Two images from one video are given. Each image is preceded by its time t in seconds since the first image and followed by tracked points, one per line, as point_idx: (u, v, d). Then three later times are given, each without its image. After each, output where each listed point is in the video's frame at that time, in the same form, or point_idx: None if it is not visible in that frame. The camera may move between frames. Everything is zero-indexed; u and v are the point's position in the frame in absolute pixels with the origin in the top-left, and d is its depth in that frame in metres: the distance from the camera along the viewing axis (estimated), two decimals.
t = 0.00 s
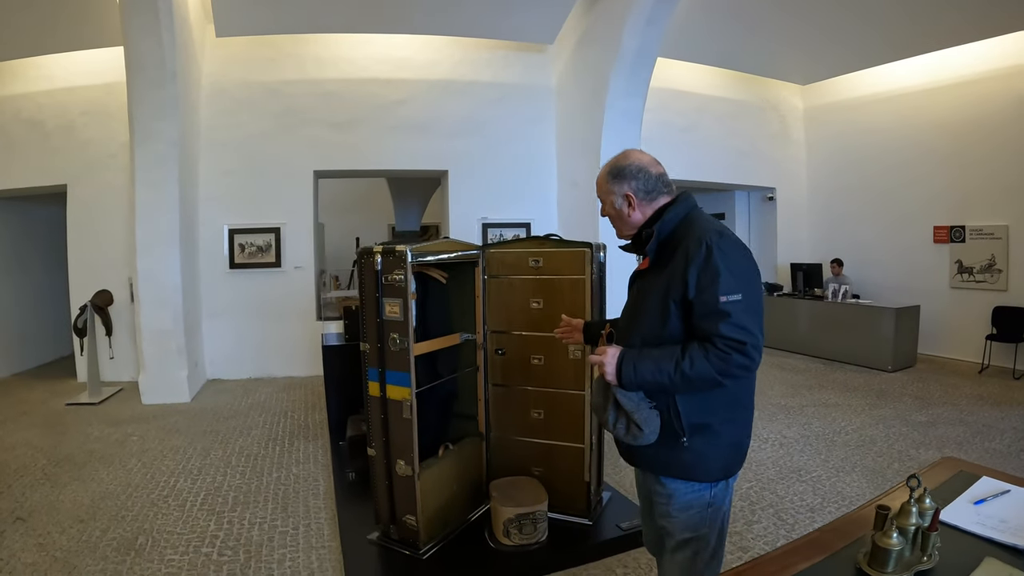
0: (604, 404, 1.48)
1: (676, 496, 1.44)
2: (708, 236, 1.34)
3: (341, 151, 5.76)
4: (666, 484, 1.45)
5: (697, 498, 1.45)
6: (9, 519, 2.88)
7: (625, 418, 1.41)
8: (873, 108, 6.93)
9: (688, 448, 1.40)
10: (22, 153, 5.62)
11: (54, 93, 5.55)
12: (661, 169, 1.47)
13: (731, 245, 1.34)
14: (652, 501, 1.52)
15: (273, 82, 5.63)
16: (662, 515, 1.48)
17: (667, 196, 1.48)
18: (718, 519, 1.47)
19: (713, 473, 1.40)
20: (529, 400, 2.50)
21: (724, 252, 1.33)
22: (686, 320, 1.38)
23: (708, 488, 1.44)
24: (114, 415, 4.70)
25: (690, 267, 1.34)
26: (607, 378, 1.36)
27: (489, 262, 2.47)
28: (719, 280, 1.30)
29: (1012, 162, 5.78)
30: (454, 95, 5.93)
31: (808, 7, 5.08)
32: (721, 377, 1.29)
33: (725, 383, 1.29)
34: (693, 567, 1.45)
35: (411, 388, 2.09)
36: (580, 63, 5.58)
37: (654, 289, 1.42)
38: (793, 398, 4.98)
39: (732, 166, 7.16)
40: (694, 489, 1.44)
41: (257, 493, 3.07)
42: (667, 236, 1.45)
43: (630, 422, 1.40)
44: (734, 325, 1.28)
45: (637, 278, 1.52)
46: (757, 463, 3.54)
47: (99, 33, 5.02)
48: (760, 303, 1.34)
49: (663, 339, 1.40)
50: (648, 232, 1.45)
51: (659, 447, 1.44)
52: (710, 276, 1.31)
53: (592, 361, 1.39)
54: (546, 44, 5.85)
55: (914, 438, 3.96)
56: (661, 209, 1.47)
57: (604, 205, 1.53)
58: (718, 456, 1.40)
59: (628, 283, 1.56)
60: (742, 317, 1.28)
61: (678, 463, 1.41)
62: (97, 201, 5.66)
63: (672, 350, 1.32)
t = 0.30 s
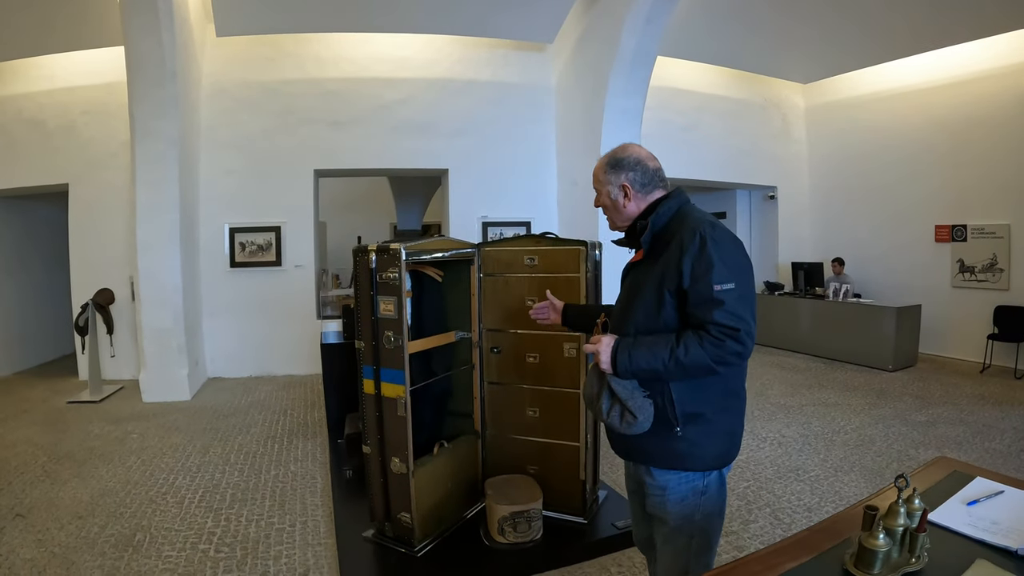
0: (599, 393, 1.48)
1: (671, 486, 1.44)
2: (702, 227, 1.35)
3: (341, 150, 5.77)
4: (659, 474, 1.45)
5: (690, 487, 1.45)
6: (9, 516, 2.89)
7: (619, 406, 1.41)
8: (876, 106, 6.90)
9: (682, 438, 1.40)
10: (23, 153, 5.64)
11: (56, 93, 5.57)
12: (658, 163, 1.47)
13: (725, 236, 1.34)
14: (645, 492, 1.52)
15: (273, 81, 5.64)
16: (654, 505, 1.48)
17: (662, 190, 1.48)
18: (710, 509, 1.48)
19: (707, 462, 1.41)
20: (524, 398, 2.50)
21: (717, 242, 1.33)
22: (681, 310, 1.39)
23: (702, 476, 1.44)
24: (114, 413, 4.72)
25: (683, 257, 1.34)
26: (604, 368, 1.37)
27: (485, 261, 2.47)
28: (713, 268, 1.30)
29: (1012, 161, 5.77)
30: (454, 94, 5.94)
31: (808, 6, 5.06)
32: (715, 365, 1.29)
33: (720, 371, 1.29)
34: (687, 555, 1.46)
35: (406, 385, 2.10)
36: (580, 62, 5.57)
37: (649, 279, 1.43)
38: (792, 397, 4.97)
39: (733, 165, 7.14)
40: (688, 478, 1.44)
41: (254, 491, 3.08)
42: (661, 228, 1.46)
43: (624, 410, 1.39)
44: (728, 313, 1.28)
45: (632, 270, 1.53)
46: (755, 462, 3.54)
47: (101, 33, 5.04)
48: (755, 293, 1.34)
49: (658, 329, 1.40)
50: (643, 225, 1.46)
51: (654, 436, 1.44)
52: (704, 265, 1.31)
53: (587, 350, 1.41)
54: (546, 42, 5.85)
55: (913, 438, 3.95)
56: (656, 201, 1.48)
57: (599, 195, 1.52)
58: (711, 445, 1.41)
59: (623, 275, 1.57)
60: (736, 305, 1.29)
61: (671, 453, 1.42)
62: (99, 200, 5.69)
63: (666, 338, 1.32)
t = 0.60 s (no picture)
0: (595, 397, 1.48)
1: (665, 484, 1.45)
2: (704, 234, 1.34)
3: (341, 150, 5.78)
4: (654, 472, 1.46)
5: (685, 486, 1.45)
6: (10, 513, 2.90)
7: (615, 411, 1.41)
8: (878, 104, 6.87)
9: (677, 439, 1.41)
10: (25, 152, 5.66)
11: (58, 93, 5.59)
12: (661, 161, 1.46)
13: (727, 244, 1.34)
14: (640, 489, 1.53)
15: (274, 81, 5.65)
16: (651, 502, 1.49)
17: (664, 188, 1.48)
18: (707, 509, 1.48)
19: (702, 462, 1.42)
20: (521, 398, 2.50)
21: (719, 250, 1.32)
22: (680, 317, 1.39)
23: (696, 476, 1.45)
24: (114, 412, 4.73)
25: (684, 264, 1.34)
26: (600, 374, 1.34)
27: (483, 259, 2.46)
28: (714, 278, 1.29)
29: (1014, 160, 5.75)
30: (455, 93, 5.94)
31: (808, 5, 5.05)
32: (713, 374, 1.29)
33: (717, 380, 1.30)
34: (684, 554, 1.46)
35: (403, 384, 2.11)
36: (580, 60, 5.57)
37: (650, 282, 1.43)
38: (793, 397, 4.96)
39: (733, 164, 7.13)
40: (682, 478, 1.44)
41: (253, 489, 3.09)
42: (663, 230, 1.46)
43: (621, 416, 1.40)
44: (727, 324, 1.28)
45: (632, 270, 1.54)
46: (755, 462, 3.53)
47: (102, 33, 5.05)
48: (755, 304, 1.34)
49: (657, 333, 1.41)
50: (644, 225, 1.46)
51: (649, 438, 1.45)
52: (705, 273, 1.31)
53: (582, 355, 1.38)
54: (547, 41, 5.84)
55: (914, 438, 3.93)
56: (660, 202, 1.48)
57: (600, 189, 1.51)
58: (706, 446, 1.42)
59: (623, 274, 1.58)
60: (736, 316, 1.28)
61: (666, 453, 1.43)
62: (100, 199, 5.70)
63: (664, 344, 1.32)
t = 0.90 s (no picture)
0: (599, 392, 1.47)
1: (662, 473, 1.49)
2: (705, 235, 1.40)
3: (344, 149, 5.78)
4: (650, 461, 1.50)
5: (680, 474, 1.50)
6: (13, 512, 2.91)
7: (624, 403, 1.41)
8: (880, 103, 6.86)
9: (674, 429, 1.46)
10: (28, 152, 5.68)
11: (61, 93, 5.61)
12: (654, 167, 1.50)
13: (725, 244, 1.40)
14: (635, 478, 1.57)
15: (276, 80, 5.65)
16: (647, 490, 1.53)
17: (656, 193, 1.52)
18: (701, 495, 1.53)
19: (696, 449, 1.47)
20: (523, 397, 2.50)
21: (719, 251, 1.38)
22: (679, 314, 1.43)
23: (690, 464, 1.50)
24: (117, 410, 4.75)
25: (688, 263, 1.38)
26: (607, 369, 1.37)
27: (484, 258, 2.47)
28: (717, 275, 1.36)
29: (1017, 158, 5.73)
30: (457, 92, 5.94)
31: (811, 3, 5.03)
32: (716, 366, 1.34)
33: (720, 371, 1.35)
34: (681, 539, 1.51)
35: (404, 382, 2.11)
36: (582, 59, 5.56)
37: (651, 281, 1.45)
38: (794, 396, 4.96)
39: (736, 163, 7.12)
40: (678, 466, 1.49)
41: (255, 488, 3.09)
42: (660, 232, 1.49)
43: (631, 407, 1.40)
44: (730, 319, 1.33)
45: (626, 271, 1.54)
46: (757, 462, 3.52)
47: (105, 32, 5.07)
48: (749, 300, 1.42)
49: (658, 331, 1.43)
50: (644, 228, 1.48)
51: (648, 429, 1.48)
52: (708, 272, 1.36)
53: (588, 351, 1.39)
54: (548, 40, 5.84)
55: (916, 438, 3.92)
56: (653, 207, 1.51)
57: (593, 193, 1.53)
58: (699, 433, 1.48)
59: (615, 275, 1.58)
60: (738, 310, 1.34)
61: (665, 443, 1.46)
62: (102, 199, 5.71)
63: (670, 339, 1.35)
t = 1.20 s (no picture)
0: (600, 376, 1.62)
1: (655, 449, 1.65)
2: (687, 234, 1.60)
3: (346, 149, 5.79)
4: (644, 440, 1.65)
5: (671, 450, 1.66)
6: (16, 511, 2.93)
7: (624, 386, 1.56)
8: (882, 102, 6.84)
9: (665, 408, 1.62)
10: (31, 152, 5.69)
11: (63, 93, 5.62)
12: (633, 175, 1.70)
13: (703, 242, 1.61)
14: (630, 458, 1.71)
15: (278, 80, 5.66)
16: (643, 467, 1.67)
17: (635, 198, 1.72)
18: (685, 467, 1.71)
19: (686, 425, 1.65)
20: (525, 396, 2.51)
21: (699, 247, 1.59)
22: (667, 303, 1.62)
23: (678, 440, 1.67)
24: (120, 410, 4.76)
25: (675, 258, 1.57)
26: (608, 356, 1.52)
27: (486, 258, 2.48)
28: (700, 268, 1.56)
29: (1019, 157, 5.71)
30: (459, 92, 5.94)
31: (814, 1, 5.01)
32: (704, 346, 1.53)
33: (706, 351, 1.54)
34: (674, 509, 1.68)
35: (407, 382, 2.12)
36: (584, 58, 5.55)
37: (642, 276, 1.63)
38: (796, 395, 4.96)
39: (738, 162, 7.11)
40: (668, 442, 1.65)
41: (257, 487, 3.10)
42: (645, 232, 1.68)
43: (630, 390, 1.55)
44: (713, 305, 1.54)
45: (615, 268, 1.71)
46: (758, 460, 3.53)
47: (107, 33, 5.07)
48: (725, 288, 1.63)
49: (650, 320, 1.61)
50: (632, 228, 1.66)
51: (642, 410, 1.63)
52: (692, 265, 1.56)
53: (592, 340, 1.53)
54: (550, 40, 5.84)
55: (919, 437, 3.92)
56: (636, 210, 1.70)
57: (581, 200, 1.70)
58: (687, 411, 1.66)
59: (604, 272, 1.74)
60: (718, 298, 1.55)
61: (657, 421, 1.62)
62: (105, 199, 5.73)
63: (663, 326, 1.53)
